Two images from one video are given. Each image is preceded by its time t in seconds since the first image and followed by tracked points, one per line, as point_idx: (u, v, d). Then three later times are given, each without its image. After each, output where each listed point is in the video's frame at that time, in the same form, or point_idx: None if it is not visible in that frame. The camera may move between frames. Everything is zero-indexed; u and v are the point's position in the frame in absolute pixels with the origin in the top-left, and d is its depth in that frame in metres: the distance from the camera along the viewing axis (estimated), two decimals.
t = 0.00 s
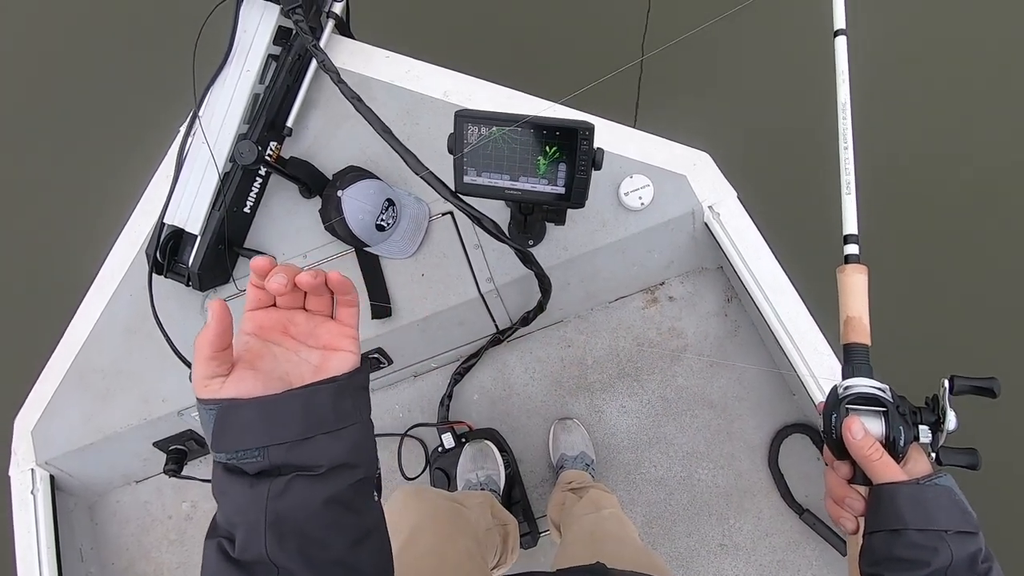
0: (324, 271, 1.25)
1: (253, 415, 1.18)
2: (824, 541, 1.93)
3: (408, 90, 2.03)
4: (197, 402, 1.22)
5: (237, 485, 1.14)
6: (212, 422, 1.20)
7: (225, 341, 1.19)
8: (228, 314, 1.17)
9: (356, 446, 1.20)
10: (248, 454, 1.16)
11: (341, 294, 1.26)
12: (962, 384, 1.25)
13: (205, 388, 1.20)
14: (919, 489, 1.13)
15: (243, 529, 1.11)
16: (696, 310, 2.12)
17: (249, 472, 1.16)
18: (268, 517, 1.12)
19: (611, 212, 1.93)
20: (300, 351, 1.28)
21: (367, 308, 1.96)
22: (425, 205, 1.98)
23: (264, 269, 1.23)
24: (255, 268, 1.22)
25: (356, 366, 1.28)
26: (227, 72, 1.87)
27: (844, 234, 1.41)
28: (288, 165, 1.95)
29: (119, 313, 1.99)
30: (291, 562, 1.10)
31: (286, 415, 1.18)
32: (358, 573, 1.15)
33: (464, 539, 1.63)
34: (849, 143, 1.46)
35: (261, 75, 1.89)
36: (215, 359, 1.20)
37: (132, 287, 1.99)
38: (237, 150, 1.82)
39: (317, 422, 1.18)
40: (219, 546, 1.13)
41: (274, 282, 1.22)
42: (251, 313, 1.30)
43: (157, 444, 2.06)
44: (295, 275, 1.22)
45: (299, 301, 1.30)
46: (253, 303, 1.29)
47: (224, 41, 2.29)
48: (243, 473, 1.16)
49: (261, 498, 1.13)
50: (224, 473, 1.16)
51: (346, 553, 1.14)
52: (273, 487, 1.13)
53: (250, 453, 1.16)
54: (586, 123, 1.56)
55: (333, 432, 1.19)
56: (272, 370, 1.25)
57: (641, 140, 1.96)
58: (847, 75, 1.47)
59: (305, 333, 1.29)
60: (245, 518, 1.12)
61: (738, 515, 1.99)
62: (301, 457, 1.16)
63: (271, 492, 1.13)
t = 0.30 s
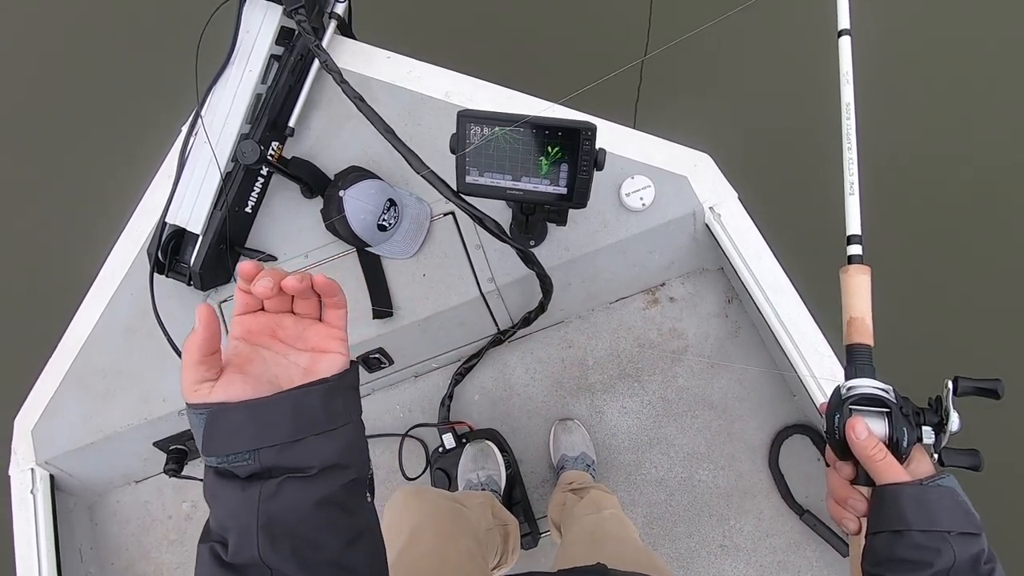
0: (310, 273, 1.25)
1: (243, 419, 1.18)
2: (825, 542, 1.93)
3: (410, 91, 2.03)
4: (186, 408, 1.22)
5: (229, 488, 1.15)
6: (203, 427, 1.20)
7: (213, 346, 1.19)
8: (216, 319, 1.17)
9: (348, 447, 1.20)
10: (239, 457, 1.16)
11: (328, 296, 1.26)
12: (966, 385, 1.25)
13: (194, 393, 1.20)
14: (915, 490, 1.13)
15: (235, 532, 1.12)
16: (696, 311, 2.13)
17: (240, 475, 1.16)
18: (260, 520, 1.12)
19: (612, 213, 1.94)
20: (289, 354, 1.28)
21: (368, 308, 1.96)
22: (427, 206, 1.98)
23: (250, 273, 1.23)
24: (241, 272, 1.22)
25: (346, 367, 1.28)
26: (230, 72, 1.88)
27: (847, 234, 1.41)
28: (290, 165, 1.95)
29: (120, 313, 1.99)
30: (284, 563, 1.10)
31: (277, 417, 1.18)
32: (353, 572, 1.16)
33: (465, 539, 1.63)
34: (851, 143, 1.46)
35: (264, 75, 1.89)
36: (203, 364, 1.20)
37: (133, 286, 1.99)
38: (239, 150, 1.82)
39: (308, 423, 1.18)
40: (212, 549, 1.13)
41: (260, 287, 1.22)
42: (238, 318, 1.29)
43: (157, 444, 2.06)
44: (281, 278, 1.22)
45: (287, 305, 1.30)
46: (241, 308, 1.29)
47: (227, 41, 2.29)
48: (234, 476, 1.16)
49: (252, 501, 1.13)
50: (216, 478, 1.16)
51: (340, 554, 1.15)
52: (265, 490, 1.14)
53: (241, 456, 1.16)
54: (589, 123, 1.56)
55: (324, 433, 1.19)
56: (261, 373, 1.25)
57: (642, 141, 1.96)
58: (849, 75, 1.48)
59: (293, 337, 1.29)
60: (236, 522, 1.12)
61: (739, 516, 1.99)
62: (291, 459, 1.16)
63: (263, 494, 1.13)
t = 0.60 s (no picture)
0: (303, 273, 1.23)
1: (239, 419, 1.18)
2: (825, 543, 1.94)
3: (412, 91, 2.03)
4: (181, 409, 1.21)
5: (225, 489, 1.15)
6: (197, 428, 1.20)
7: (206, 347, 1.18)
8: (209, 321, 1.16)
9: (343, 446, 1.20)
10: (234, 458, 1.16)
11: (322, 296, 1.25)
12: (968, 387, 1.25)
13: (188, 394, 1.20)
14: (911, 492, 1.13)
15: (231, 533, 1.12)
16: (697, 312, 2.13)
17: (236, 476, 1.16)
18: (256, 521, 1.12)
19: (613, 214, 1.94)
20: (283, 354, 1.27)
21: (370, 309, 1.96)
22: (429, 206, 1.98)
23: (242, 274, 1.22)
24: (234, 273, 1.20)
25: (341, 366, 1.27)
26: (231, 72, 1.87)
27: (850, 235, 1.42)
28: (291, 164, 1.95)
29: (120, 312, 1.98)
30: (280, 564, 1.10)
31: (273, 417, 1.18)
32: (349, 570, 1.16)
33: (465, 540, 1.63)
34: (854, 144, 1.47)
35: (266, 75, 1.89)
36: (197, 365, 1.19)
37: (133, 286, 1.99)
38: (241, 150, 1.82)
39: (303, 423, 1.18)
40: (209, 551, 1.13)
41: (253, 287, 1.21)
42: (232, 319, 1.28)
43: (156, 444, 2.06)
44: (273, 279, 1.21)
45: (281, 305, 1.29)
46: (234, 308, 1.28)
47: (228, 41, 2.30)
48: (230, 476, 1.16)
49: (248, 501, 1.13)
50: (211, 478, 1.16)
51: (336, 553, 1.15)
52: (260, 490, 1.14)
53: (237, 456, 1.16)
54: (591, 124, 1.57)
55: (320, 433, 1.19)
56: (256, 373, 1.24)
57: (644, 142, 1.96)
58: (851, 76, 1.48)
59: (288, 337, 1.28)
60: (232, 524, 1.12)
61: (739, 517, 1.99)
62: (287, 458, 1.16)
63: (258, 495, 1.13)
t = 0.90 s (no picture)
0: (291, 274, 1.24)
1: (228, 421, 1.17)
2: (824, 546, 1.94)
3: (413, 92, 2.03)
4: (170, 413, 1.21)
5: (216, 492, 1.15)
6: (187, 432, 1.19)
7: (194, 349, 1.19)
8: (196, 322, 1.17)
9: (335, 446, 1.20)
10: (224, 460, 1.15)
11: (310, 296, 1.26)
12: (968, 387, 1.25)
13: (176, 397, 1.19)
14: (906, 494, 1.14)
15: (223, 536, 1.12)
16: (697, 313, 2.13)
17: (227, 478, 1.16)
18: (248, 522, 1.12)
19: (614, 215, 1.94)
20: (273, 355, 1.28)
21: (370, 309, 1.97)
22: (430, 207, 1.98)
23: (230, 275, 1.22)
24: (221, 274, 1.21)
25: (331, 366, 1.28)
26: (233, 72, 1.88)
27: (850, 236, 1.42)
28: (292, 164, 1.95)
29: (120, 312, 1.98)
30: (273, 565, 1.11)
31: (264, 418, 1.17)
32: (343, 570, 1.16)
33: (464, 540, 1.63)
34: (855, 145, 1.47)
35: (267, 75, 1.90)
36: (186, 367, 1.19)
37: (133, 285, 1.99)
38: (243, 149, 1.82)
39: (294, 423, 1.18)
40: (201, 554, 1.14)
41: (240, 288, 1.21)
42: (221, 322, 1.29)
43: (156, 444, 2.05)
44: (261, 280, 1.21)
45: (269, 306, 1.29)
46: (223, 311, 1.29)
47: (230, 41, 2.30)
48: (221, 479, 1.16)
49: (240, 504, 1.13)
50: (202, 482, 1.16)
51: (328, 554, 1.15)
52: (252, 492, 1.14)
53: (227, 459, 1.15)
54: (592, 125, 1.57)
55: (310, 433, 1.18)
56: (245, 375, 1.24)
57: (644, 143, 1.97)
58: (852, 77, 1.49)
59: (277, 338, 1.29)
60: (223, 527, 1.13)
61: (738, 519, 1.99)
62: (277, 460, 1.16)
63: (250, 497, 1.13)
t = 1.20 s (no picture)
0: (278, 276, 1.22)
1: (218, 424, 1.17)
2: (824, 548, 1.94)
3: (415, 93, 2.04)
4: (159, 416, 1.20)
5: (207, 494, 1.15)
6: (176, 435, 1.18)
7: (182, 352, 1.17)
8: (182, 327, 1.15)
9: (325, 446, 1.20)
10: (215, 462, 1.15)
11: (298, 298, 1.24)
12: (969, 389, 1.25)
13: (165, 400, 1.19)
14: (899, 498, 1.14)
15: (215, 538, 1.13)
16: (697, 315, 2.13)
17: (217, 480, 1.16)
18: (239, 523, 1.12)
19: (614, 217, 1.94)
20: (262, 357, 1.27)
21: (371, 310, 1.97)
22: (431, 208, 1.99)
23: (217, 277, 1.20)
24: (208, 277, 1.19)
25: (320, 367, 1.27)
26: (235, 72, 1.88)
27: (850, 237, 1.42)
28: (293, 164, 1.96)
29: (120, 312, 1.98)
30: (265, 566, 1.12)
31: (255, 420, 1.17)
32: (336, 570, 1.17)
33: (464, 541, 1.63)
34: (856, 146, 1.47)
35: (269, 76, 1.90)
36: (173, 371, 1.18)
37: (134, 285, 1.99)
38: (245, 150, 1.82)
39: (285, 424, 1.18)
40: (193, 557, 1.14)
41: (227, 291, 1.20)
42: (209, 324, 1.27)
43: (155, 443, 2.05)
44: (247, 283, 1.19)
45: (258, 308, 1.28)
46: (211, 313, 1.27)
47: (232, 41, 2.30)
48: (212, 481, 1.16)
49: (231, 506, 1.13)
50: (193, 484, 1.16)
51: (320, 554, 1.15)
52: (243, 493, 1.14)
53: (217, 461, 1.15)
54: (594, 127, 1.56)
55: (300, 434, 1.18)
56: (234, 377, 1.24)
57: (644, 144, 1.97)
58: (854, 78, 1.49)
59: (266, 340, 1.28)
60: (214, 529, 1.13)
61: (738, 521, 1.99)
62: (268, 461, 1.16)
63: (240, 498, 1.14)
